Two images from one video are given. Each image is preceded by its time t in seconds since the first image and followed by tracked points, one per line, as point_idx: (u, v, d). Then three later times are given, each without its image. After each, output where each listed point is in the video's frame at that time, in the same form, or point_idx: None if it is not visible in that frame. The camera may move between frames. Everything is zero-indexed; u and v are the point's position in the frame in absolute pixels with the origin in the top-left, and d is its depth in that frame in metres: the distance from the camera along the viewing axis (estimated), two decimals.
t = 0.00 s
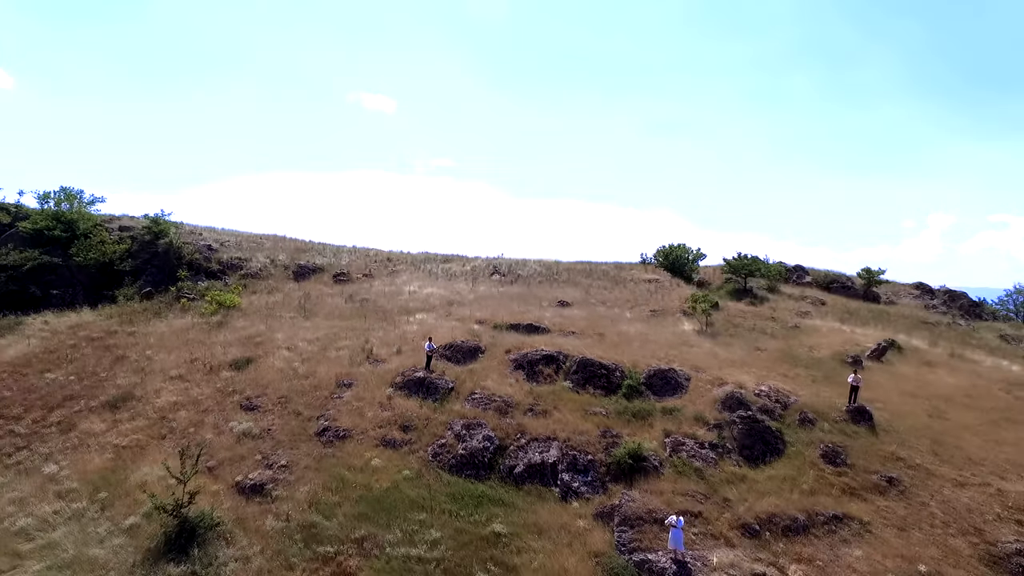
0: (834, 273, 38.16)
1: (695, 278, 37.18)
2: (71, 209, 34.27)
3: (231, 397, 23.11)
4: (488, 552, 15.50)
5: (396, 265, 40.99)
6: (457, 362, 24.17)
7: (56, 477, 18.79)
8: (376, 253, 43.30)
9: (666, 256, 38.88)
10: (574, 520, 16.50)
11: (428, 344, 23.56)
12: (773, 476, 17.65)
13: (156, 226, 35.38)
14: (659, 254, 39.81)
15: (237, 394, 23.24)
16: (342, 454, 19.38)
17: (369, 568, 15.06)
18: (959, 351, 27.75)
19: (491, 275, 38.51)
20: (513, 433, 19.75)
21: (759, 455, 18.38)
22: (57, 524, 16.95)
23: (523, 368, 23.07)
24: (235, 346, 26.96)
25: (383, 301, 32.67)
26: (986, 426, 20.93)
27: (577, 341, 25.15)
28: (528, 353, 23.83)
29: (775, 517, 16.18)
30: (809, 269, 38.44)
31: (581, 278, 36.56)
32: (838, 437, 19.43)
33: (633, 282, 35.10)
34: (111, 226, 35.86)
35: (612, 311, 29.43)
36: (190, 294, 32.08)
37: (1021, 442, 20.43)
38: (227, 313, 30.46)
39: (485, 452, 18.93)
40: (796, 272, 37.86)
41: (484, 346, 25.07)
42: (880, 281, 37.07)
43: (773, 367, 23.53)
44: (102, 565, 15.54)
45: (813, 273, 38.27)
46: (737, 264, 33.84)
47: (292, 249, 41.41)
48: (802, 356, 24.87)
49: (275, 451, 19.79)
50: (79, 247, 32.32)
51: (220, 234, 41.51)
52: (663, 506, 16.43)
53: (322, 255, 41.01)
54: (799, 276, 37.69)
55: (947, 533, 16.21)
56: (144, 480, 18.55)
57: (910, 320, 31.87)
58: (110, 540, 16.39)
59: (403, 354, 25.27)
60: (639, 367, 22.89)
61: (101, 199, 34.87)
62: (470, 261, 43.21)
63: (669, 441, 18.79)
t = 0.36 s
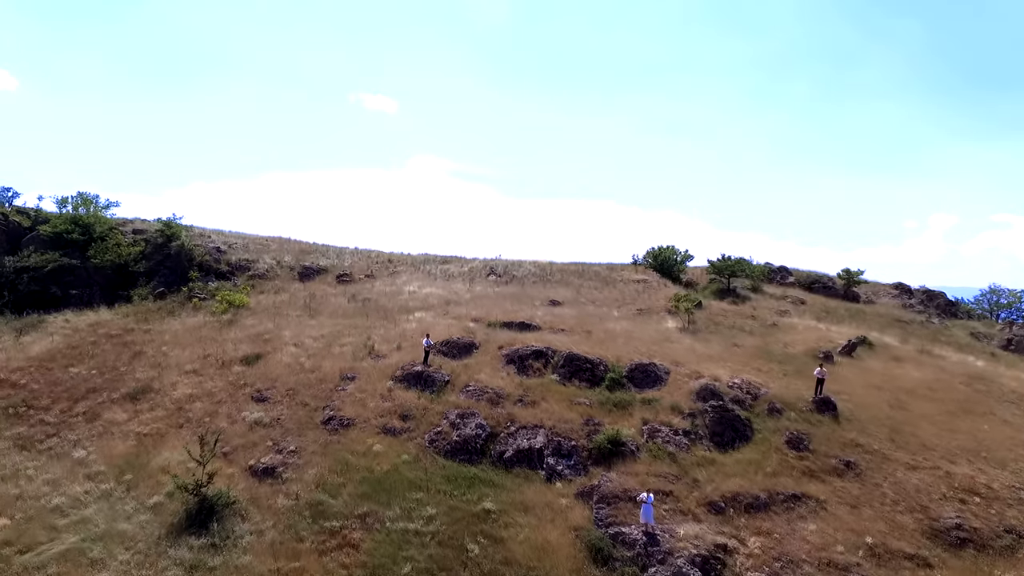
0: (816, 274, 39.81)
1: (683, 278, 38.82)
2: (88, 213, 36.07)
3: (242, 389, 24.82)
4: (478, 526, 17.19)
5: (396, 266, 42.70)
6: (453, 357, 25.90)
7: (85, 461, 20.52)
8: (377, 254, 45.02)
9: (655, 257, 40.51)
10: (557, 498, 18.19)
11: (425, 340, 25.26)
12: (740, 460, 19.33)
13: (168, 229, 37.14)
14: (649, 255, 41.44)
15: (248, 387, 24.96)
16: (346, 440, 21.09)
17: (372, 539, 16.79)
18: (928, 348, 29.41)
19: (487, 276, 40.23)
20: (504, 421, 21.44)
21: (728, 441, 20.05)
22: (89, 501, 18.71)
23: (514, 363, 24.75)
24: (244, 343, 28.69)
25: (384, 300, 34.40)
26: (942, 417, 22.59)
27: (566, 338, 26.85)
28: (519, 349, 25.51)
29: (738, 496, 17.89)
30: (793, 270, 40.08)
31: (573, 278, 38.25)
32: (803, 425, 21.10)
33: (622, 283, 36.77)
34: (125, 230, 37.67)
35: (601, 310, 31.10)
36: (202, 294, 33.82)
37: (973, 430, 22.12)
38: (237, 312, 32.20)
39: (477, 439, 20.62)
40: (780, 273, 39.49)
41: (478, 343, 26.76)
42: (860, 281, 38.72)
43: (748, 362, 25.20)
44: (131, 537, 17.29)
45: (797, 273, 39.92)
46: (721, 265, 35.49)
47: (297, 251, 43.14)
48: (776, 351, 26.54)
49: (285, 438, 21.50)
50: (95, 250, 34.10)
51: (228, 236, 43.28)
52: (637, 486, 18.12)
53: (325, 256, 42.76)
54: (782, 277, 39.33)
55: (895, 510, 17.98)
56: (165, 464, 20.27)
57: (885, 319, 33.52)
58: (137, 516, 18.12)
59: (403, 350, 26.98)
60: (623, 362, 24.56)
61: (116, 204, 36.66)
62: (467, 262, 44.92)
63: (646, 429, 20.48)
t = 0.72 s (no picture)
0: (799, 275, 41.50)
1: (670, 279, 40.51)
2: (103, 217, 37.93)
3: (252, 382, 26.58)
4: (469, 504, 18.93)
5: (396, 267, 44.46)
6: (448, 352, 27.64)
7: (108, 448, 22.30)
8: (378, 256, 46.79)
9: (645, 258, 42.21)
10: (541, 481, 19.92)
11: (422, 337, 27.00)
12: (711, 446, 21.07)
13: (178, 232, 38.97)
14: (638, 256, 43.14)
15: (257, 380, 26.72)
16: (349, 429, 22.84)
17: (372, 516, 18.54)
18: (898, 345, 31.12)
19: (483, 276, 41.98)
20: (495, 411, 23.18)
21: (701, 429, 21.78)
22: (114, 483, 20.48)
23: (505, 358, 26.48)
24: (253, 340, 30.47)
25: (385, 299, 36.16)
26: (902, 408, 24.31)
27: (555, 335, 28.59)
28: (510, 345, 27.23)
29: (706, 478, 19.61)
30: (777, 270, 41.77)
31: (565, 278, 39.97)
32: (771, 415, 22.81)
33: (612, 283, 38.48)
34: (138, 233, 39.51)
35: (590, 309, 32.84)
36: (211, 294, 35.62)
37: (931, 421, 23.84)
38: (245, 311, 33.99)
39: (470, 427, 22.35)
40: (764, 273, 41.18)
41: (472, 339, 28.49)
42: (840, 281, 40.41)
43: (724, 357, 26.92)
44: (154, 515, 19.06)
45: (780, 274, 41.61)
46: (706, 267, 37.18)
47: (301, 252, 44.93)
48: (752, 348, 28.25)
49: (292, 427, 23.26)
50: (111, 252, 35.94)
51: (235, 238, 45.11)
52: (615, 469, 19.83)
53: (328, 258, 44.52)
54: (766, 278, 41.02)
55: (850, 490, 19.68)
56: (182, 450, 22.03)
57: (861, 317, 35.22)
58: (158, 496, 19.89)
59: (402, 346, 28.73)
60: (607, 357, 26.28)
61: (129, 209, 38.50)
62: (465, 263, 46.67)
63: (625, 418, 22.20)
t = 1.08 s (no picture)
0: (782, 275, 43.23)
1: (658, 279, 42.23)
2: (115, 221, 39.76)
3: (259, 376, 28.37)
4: (460, 486, 20.71)
5: (395, 267, 46.23)
6: (443, 348, 29.42)
7: (128, 436, 24.10)
8: (378, 257, 48.56)
9: (634, 259, 43.95)
10: (527, 465, 21.70)
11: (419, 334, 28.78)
12: (684, 434, 22.84)
13: (188, 235, 40.79)
14: (628, 257, 44.87)
15: (264, 374, 28.52)
16: (350, 419, 24.63)
17: (371, 496, 20.32)
18: (870, 342, 32.88)
19: (479, 277, 43.75)
20: (486, 402, 24.95)
21: (675, 418, 23.55)
22: (134, 468, 22.29)
23: (496, 353, 28.25)
24: (259, 337, 32.27)
25: (384, 299, 37.95)
26: (866, 400, 26.08)
27: (544, 332, 30.37)
28: (501, 342, 29.00)
29: (678, 462, 21.39)
30: (760, 271, 43.50)
31: (557, 279, 41.72)
32: (742, 405, 24.57)
33: (602, 283, 40.20)
34: (149, 235, 41.34)
35: (578, 308, 34.60)
36: (219, 294, 37.42)
37: (892, 412, 25.61)
38: (251, 310, 35.79)
39: (462, 417, 24.12)
40: (748, 274, 42.92)
41: (466, 336, 30.25)
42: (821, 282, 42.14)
43: (702, 353, 28.67)
44: (172, 495, 20.85)
45: (763, 275, 43.35)
46: (691, 267, 38.92)
47: (304, 254, 46.71)
48: (730, 344, 30.00)
49: (297, 417, 25.05)
50: (124, 254, 37.76)
51: (240, 240, 46.91)
52: (594, 454, 21.60)
53: (330, 259, 46.31)
54: (750, 278, 42.76)
55: (810, 474, 21.44)
56: (196, 438, 23.83)
57: (838, 315, 36.97)
58: (175, 479, 21.68)
59: (400, 343, 30.50)
60: (592, 352, 28.04)
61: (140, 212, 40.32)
62: (462, 264, 48.45)
63: (606, 408, 23.97)
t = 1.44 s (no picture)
0: (764, 275, 45.01)
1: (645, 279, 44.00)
2: (126, 224, 41.62)
3: (264, 371, 30.19)
4: (451, 469, 22.52)
5: (394, 268, 48.04)
6: (437, 344, 31.23)
7: (142, 425, 25.92)
8: (377, 258, 50.36)
9: (622, 260, 45.73)
10: (512, 451, 23.49)
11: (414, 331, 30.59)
12: (659, 423, 24.64)
13: (195, 238, 42.64)
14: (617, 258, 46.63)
15: (269, 369, 30.34)
16: (350, 409, 26.45)
17: (369, 479, 22.12)
18: (843, 339, 34.67)
19: (474, 277, 45.59)
20: (477, 394, 26.76)
21: (652, 408, 25.37)
22: (150, 454, 24.11)
23: (487, 349, 30.05)
24: (264, 334, 34.09)
25: (382, 298, 39.75)
26: (833, 393, 27.85)
27: (533, 329, 32.17)
28: (492, 338, 30.79)
29: (652, 448, 23.18)
30: (744, 272, 45.29)
31: (549, 279, 43.50)
32: (715, 397, 26.37)
33: (591, 283, 41.99)
34: (157, 238, 43.21)
35: (567, 306, 36.39)
36: (226, 294, 39.25)
37: (856, 404, 27.40)
38: (256, 308, 37.62)
39: (454, 408, 25.92)
40: (732, 274, 44.70)
41: (459, 334, 32.03)
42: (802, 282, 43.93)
43: (681, 349, 30.46)
44: (185, 478, 22.66)
45: (747, 275, 45.14)
46: (676, 268, 40.70)
47: (306, 255, 48.51)
48: (708, 341, 31.80)
49: (301, 408, 26.86)
50: (134, 255, 39.62)
51: (245, 242, 48.75)
52: (575, 441, 23.41)
53: (331, 260, 48.12)
54: (733, 278, 44.55)
55: (774, 459, 23.24)
56: (207, 427, 25.65)
57: (815, 314, 38.77)
58: (188, 464, 23.50)
59: (397, 340, 32.31)
60: (577, 348, 29.82)
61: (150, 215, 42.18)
62: (458, 265, 50.25)
63: (587, 400, 25.77)
